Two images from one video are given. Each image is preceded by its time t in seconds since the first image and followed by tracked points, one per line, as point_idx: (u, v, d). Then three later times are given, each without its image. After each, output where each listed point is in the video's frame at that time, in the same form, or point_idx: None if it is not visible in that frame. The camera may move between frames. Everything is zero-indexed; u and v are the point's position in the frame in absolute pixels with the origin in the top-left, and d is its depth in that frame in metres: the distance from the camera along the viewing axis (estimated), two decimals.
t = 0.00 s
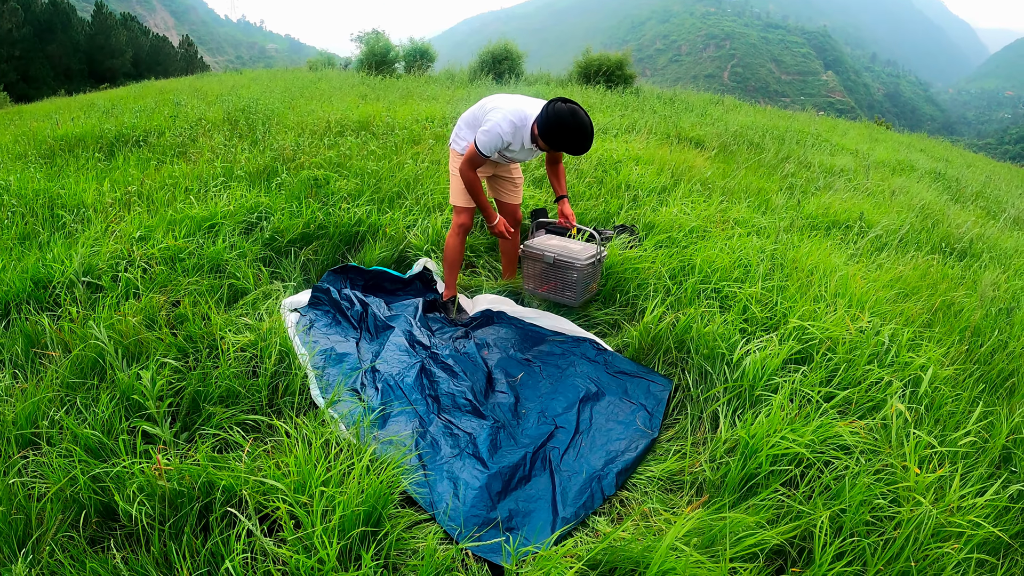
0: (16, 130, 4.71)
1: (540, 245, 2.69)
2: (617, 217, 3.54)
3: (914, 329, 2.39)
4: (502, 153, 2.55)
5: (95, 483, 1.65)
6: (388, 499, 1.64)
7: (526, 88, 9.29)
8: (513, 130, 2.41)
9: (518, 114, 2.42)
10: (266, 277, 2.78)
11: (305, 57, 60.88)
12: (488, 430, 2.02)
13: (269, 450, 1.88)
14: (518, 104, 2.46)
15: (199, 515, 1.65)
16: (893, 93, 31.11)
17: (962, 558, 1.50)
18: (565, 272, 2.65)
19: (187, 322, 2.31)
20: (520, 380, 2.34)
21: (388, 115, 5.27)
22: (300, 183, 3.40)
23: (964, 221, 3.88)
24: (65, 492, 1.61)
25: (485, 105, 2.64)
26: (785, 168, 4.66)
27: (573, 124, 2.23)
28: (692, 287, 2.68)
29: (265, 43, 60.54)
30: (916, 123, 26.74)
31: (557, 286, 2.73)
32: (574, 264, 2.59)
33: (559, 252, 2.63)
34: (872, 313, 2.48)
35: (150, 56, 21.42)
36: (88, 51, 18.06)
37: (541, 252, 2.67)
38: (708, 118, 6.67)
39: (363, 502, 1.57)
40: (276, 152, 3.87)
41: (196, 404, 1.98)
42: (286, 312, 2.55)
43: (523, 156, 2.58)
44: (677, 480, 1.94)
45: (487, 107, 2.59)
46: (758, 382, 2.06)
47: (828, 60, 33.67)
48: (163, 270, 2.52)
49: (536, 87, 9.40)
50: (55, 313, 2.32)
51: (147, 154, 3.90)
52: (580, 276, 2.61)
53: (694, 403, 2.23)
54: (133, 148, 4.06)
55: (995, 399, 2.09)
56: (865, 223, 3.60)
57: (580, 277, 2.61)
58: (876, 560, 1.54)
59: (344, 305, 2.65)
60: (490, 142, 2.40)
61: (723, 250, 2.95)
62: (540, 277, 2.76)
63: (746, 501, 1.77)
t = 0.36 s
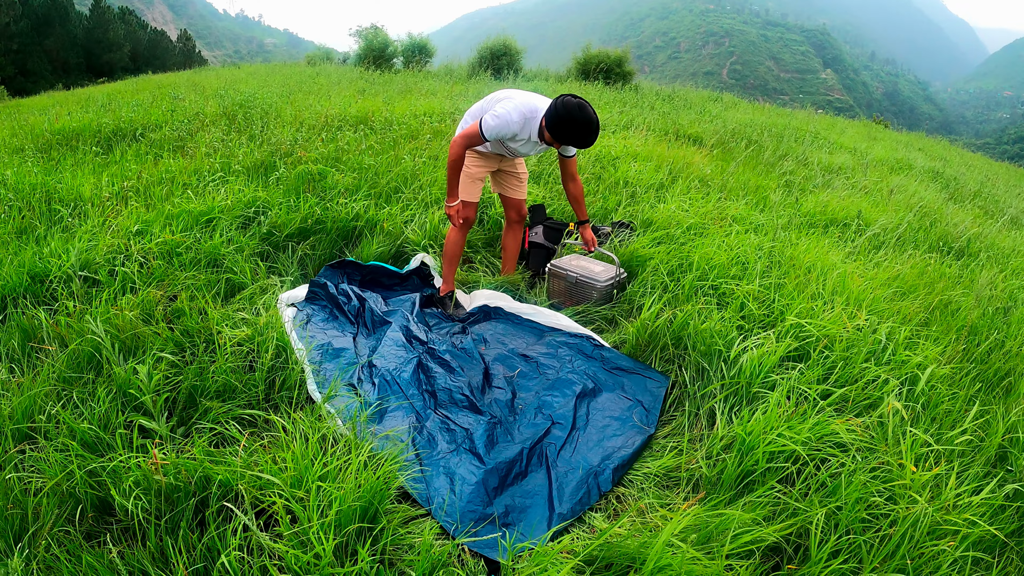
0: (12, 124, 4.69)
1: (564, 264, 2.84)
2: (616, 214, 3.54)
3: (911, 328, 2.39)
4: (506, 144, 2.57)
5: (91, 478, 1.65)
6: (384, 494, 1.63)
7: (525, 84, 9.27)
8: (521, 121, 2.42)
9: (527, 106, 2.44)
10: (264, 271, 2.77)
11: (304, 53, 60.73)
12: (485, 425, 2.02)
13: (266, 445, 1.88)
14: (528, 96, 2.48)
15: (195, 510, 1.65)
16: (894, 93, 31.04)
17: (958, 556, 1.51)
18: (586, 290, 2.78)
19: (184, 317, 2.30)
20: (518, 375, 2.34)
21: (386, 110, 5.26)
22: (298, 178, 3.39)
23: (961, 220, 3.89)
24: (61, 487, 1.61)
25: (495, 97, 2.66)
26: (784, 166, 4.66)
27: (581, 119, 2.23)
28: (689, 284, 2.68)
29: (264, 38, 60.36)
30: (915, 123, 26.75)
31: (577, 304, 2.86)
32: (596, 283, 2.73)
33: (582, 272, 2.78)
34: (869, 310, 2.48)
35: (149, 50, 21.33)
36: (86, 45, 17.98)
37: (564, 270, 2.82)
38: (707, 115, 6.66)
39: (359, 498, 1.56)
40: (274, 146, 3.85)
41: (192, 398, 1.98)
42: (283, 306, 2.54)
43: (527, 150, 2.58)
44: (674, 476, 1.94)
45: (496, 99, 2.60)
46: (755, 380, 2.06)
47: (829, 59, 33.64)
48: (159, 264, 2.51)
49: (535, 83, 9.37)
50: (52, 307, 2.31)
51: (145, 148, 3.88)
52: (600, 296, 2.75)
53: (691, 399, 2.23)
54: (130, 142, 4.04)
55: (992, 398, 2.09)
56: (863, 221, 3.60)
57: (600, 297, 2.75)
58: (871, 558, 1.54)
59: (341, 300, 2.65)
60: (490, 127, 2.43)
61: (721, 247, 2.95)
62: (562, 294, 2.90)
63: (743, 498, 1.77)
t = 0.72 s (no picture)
0: (25, 124, 4.74)
1: (574, 266, 2.83)
2: (623, 215, 3.54)
3: (918, 332, 2.39)
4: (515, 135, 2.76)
5: (100, 475, 1.66)
6: (392, 492, 1.65)
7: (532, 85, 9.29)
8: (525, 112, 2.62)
9: (535, 99, 2.63)
10: (273, 271, 2.78)
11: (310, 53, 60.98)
12: (494, 425, 2.03)
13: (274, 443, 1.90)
14: (538, 91, 2.65)
15: (204, 507, 1.66)
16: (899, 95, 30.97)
17: (964, 559, 1.51)
18: (595, 293, 2.77)
19: (194, 316, 2.32)
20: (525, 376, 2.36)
21: (395, 111, 5.29)
22: (307, 178, 3.41)
23: (970, 224, 3.87)
24: (71, 483, 1.63)
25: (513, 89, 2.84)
26: (791, 169, 4.65)
27: (579, 110, 2.32)
28: (697, 286, 2.69)
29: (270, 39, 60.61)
30: (921, 126, 26.65)
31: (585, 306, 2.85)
32: (604, 287, 2.71)
33: (591, 275, 2.76)
34: (876, 314, 2.48)
35: (157, 50, 21.49)
36: (95, 45, 18.11)
37: (574, 273, 2.81)
38: (714, 118, 6.67)
39: (368, 496, 1.57)
40: (283, 147, 3.88)
41: (201, 396, 1.99)
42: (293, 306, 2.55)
43: (535, 142, 2.74)
44: (680, 477, 1.94)
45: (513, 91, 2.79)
46: (762, 382, 2.07)
47: (834, 61, 33.52)
48: (169, 263, 2.53)
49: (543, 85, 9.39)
50: (62, 305, 2.33)
51: (154, 147, 3.92)
52: (608, 299, 2.74)
53: (697, 402, 2.22)
54: (141, 142, 4.08)
55: (999, 402, 2.09)
56: (871, 224, 3.59)
57: (608, 300, 2.74)
58: (877, 560, 1.54)
59: (349, 300, 2.67)
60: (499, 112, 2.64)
61: (728, 250, 2.95)
62: (571, 295, 2.89)
63: (749, 500, 1.78)
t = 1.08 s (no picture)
0: (44, 101, 4.77)
1: (586, 264, 2.85)
2: (636, 215, 3.54)
3: (927, 343, 2.39)
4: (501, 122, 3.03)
5: (111, 451, 1.70)
6: (403, 481, 1.68)
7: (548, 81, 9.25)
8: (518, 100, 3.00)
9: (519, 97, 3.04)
10: (287, 255, 2.76)
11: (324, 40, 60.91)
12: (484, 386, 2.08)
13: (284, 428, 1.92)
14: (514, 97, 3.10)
15: (214, 487, 1.69)
16: (915, 105, 30.68)
17: (962, 570, 1.52)
18: (606, 292, 2.78)
19: (208, 297, 2.33)
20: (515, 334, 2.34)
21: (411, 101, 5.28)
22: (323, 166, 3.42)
23: (983, 238, 3.85)
24: (82, 459, 1.66)
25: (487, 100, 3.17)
26: (805, 175, 4.63)
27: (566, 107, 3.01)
28: (708, 288, 2.69)
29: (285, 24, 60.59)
30: (935, 137, 26.42)
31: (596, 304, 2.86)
32: (616, 285, 2.73)
33: (604, 273, 2.78)
34: (887, 324, 2.49)
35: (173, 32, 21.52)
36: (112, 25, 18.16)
37: (586, 270, 2.82)
38: (730, 121, 6.63)
39: (379, 484, 1.61)
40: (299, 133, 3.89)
41: (213, 377, 2.02)
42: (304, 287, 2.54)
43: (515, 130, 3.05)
44: (685, 477, 1.95)
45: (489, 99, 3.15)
46: (771, 387, 2.06)
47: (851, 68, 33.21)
48: (184, 245, 2.55)
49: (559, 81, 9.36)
50: (77, 283, 2.36)
51: (172, 129, 3.94)
52: (619, 297, 2.75)
53: (705, 403, 2.21)
54: (158, 123, 4.09)
55: (1005, 417, 2.09)
56: (884, 234, 3.58)
57: (619, 299, 2.75)
58: (877, 568, 1.56)
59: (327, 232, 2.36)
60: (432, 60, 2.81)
61: (741, 254, 2.95)
62: (581, 292, 2.90)
63: (753, 503, 1.79)
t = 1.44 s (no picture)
0: (28, 110, 4.72)
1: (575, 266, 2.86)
2: (626, 217, 3.54)
3: (918, 341, 2.40)
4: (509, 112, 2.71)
5: (100, 463, 1.68)
6: (394, 488, 1.67)
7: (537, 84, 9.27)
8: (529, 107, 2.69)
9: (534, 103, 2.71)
10: (275, 262, 2.73)
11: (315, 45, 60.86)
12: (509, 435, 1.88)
13: (273, 437, 1.90)
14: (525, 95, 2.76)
15: (203, 498, 1.67)
16: (904, 103, 30.97)
17: (958, 568, 1.53)
18: (596, 293, 2.78)
19: (195, 306, 2.31)
20: (554, 360, 2.03)
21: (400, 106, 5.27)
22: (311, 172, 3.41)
23: (972, 234, 3.87)
24: (70, 471, 1.64)
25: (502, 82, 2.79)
26: (793, 174, 4.64)
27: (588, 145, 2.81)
28: (698, 289, 2.69)
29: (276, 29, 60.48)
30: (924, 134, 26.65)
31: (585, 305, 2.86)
32: (605, 287, 2.74)
33: (593, 275, 2.79)
34: (877, 322, 2.49)
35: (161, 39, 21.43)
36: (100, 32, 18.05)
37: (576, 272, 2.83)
38: (718, 121, 6.66)
39: (369, 492, 1.59)
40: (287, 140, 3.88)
41: (202, 387, 2.00)
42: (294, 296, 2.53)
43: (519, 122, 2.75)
44: (677, 479, 1.94)
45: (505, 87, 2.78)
46: (761, 387, 2.06)
47: (840, 67, 33.47)
48: (172, 253, 2.53)
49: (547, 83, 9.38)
50: (64, 293, 2.34)
51: (159, 137, 3.91)
52: (609, 299, 2.76)
53: (696, 404, 2.20)
54: (144, 131, 4.06)
55: (997, 413, 2.10)
56: (873, 232, 3.59)
57: (609, 300, 2.76)
58: (872, 568, 1.55)
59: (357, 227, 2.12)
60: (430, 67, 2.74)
61: (730, 254, 2.95)
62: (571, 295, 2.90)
63: (747, 504, 1.78)
